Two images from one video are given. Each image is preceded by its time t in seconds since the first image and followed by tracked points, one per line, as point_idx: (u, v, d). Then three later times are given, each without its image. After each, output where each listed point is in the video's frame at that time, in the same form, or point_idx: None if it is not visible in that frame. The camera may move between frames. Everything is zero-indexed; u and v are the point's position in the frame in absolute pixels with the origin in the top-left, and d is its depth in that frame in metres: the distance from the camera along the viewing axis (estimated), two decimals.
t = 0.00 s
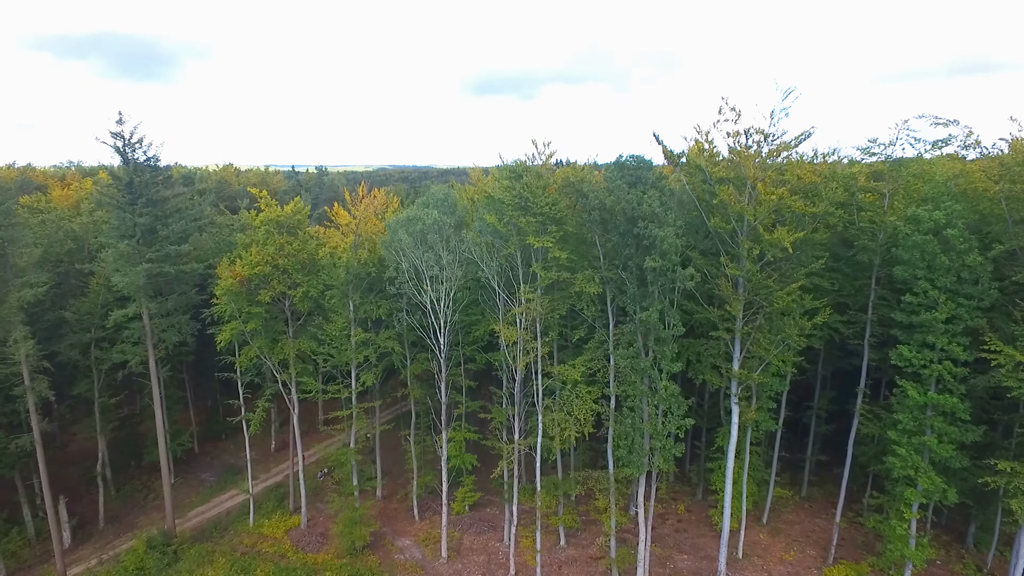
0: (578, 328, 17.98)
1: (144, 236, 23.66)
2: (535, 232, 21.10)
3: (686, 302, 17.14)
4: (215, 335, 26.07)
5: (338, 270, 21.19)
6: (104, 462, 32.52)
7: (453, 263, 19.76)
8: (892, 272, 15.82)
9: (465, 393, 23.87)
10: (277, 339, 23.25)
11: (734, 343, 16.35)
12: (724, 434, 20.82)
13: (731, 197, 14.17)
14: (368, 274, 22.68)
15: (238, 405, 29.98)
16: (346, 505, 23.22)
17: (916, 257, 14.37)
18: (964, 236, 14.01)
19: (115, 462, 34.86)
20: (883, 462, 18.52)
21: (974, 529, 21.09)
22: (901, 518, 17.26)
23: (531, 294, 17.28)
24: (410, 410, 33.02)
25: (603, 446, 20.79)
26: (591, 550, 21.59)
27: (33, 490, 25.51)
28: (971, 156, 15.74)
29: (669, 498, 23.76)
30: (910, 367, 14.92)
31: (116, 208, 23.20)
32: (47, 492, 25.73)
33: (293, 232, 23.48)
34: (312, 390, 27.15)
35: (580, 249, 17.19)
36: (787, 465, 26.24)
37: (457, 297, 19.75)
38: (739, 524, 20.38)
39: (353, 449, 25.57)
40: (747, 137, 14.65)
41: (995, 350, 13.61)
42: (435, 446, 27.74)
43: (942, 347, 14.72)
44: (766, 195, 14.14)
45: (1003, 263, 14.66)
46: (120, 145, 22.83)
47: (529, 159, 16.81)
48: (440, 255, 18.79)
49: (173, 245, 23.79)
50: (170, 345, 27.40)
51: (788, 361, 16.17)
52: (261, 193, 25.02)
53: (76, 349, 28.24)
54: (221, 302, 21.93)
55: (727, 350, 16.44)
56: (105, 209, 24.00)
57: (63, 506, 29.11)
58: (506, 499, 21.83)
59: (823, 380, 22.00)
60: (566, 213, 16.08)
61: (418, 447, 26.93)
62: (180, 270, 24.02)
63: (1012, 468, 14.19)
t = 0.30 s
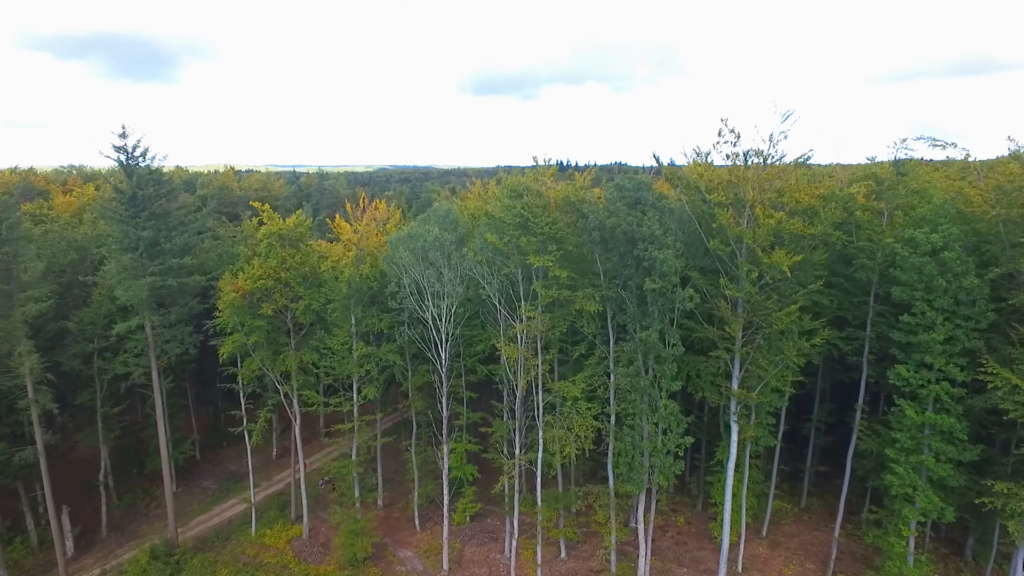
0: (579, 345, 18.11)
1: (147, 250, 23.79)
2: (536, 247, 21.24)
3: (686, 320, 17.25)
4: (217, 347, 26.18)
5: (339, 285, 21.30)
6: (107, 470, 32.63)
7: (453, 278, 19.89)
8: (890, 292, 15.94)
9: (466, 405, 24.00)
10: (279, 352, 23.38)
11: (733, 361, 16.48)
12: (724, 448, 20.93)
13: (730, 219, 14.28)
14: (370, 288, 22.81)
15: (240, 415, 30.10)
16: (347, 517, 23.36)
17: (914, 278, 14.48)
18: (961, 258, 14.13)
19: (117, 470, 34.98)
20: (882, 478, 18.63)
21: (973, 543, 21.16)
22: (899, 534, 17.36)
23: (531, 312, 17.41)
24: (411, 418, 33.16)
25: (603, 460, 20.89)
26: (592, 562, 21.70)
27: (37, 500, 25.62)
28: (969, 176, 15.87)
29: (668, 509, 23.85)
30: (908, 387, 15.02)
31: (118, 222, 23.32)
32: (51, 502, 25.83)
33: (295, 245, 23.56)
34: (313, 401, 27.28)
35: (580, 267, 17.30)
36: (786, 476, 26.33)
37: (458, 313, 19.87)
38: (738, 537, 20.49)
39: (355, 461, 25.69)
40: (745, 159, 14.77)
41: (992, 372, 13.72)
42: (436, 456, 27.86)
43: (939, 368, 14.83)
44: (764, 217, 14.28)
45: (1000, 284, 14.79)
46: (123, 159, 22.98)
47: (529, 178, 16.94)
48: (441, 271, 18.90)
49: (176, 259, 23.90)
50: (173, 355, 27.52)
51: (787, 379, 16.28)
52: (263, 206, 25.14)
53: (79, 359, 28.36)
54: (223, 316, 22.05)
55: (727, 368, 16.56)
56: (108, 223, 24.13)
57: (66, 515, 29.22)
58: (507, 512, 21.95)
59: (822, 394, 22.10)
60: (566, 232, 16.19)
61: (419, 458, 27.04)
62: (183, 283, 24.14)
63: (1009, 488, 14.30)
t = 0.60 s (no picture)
0: (578, 362, 18.24)
1: (150, 262, 23.92)
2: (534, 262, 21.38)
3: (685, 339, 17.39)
4: (218, 358, 26.29)
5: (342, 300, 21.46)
6: (109, 478, 32.69)
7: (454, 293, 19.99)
8: (888, 311, 16.06)
9: (467, 418, 24.14)
10: (281, 365, 23.51)
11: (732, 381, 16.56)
12: (724, 461, 21.04)
13: (727, 242, 14.42)
14: (371, 301, 22.93)
15: (242, 424, 30.19)
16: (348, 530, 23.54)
17: (912, 300, 14.61)
18: (958, 280, 14.27)
19: (119, 478, 35.05)
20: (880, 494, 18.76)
21: (970, 556, 21.18)
22: (897, 550, 17.46)
23: (531, 329, 17.53)
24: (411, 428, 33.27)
25: (602, 474, 21.00)
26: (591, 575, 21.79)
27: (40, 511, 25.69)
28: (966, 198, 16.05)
29: (668, 521, 23.95)
30: (907, 407, 15.17)
31: (121, 236, 23.44)
32: (54, 512, 25.89)
33: (298, 258, 23.72)
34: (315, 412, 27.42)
35: (579, 285, 17.43)
36: (785, 487, 26.44)
37: (458, 329, 19.98)
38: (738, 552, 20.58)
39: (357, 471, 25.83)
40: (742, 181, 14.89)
41: (988, 395, 13.84)
42: (436, 466, 28.02)
43: (937, 388, 14.95)
44: (762, 240, 14.43)
45: (996, 305, 14.94)
46: (127, 172, 23.15)
47: (528, 198, 17.05)
48: (442, 288, 18.98)
49: (178, 271, 24.02)
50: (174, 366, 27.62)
51: (786, 397, 16.37)
52: (265, 219, 25.27)
53: (81, 369, 28.45)
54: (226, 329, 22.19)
55: (726, 386, 16.66)
56: (111, 236, 24.26)
57: (69, 524, 29.28)
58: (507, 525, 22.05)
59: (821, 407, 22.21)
60: (566, 252, 16.32)
61: (419, 469, 27.15)
62: (185, 295, 24.26)
63: (1006, 507, 14.42)
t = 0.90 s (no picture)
0: (578, 378, 18.33)
1: (151, 275, 23.96)
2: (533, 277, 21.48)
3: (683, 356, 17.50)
4: (219, 369, 26.35)
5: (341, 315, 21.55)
6: (109, 487, 32.74)
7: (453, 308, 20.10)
8: (884, 330, 16.17)
9: (467, 430, 24.23)
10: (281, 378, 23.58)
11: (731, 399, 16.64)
12: (722, 475, 21.14)
13: (725, 263, 14.52)
14: (371, 315, 23.01)
15: (242, 434, 30.25)
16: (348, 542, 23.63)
17: (909, 321, 14.71)
18: (954, 302, 14.37)
19: (119, 486, 35.09)
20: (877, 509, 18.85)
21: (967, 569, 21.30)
22: (894, 566, 17.57)
23: (531, 346, 17.62)
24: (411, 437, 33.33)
25: (602, 487, 21.08)
26: None
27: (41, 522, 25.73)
28: (962, 218, 16.17)
29: (667, 532, 24.03)
30: (903, 427, 15.26)
31: (121, 250, 23.48)
32: (54, 524, 25.94)
33: (298, 271, 23.80)
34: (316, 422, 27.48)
35: (579, 303, 17.53)
36: (783, 497, 26.54)
37: (458, 345, 20.07)
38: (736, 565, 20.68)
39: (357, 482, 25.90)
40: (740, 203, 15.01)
41: (984, 416, 13.94)
42: (436, 477, 28.10)
43: (933, 408, 15.05)
44: (760, 261, 14.53)
45: (992, 325, 15.04)
46: (127, 187, 23.20)
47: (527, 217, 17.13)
48: (441, 304, 19.07)
49: (179, 284, 24.07)
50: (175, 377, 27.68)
51: (784, 415, 16.47)
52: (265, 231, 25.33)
53: (81, 379, 28.46)
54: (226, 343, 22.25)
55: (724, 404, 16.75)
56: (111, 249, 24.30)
57: (69, 534, 29.33)
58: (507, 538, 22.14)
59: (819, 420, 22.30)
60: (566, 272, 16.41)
61: (419, 479, 27.20)
62: (186, 308, 24.31)
63: (1001, 527, 14.52)
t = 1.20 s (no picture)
0: (576, 395, 18.40)
1: (150, 289, 23.99)
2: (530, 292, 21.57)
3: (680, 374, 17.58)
4: (218, 382, 26.40)
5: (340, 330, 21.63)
6: (108, 497, 32.77)
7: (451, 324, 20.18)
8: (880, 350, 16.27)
9: (465, 443, 24.31)
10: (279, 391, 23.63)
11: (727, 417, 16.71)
12: (720, 489, 21.20)
13: (722, 286, 14.61)
14: (369, 330, 23.10)
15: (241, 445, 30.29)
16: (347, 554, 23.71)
17: (904, 342, 14.80)
18: (948, 324, 14.47)
19: (118, 495, 35.09)
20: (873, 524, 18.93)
21: None
22: None
23: (529, 364, 17.69)
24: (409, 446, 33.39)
25: (599, 501, 21.15)
26: None
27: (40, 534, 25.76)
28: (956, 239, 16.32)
29: (665, 545, 24.08)
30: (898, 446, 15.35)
31: (121, 263, 23.51)
32: (54, 535, 25.96)
33: (297, 285, 23.89)
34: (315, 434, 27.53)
35: (577, 322, 17.61)
36: (781, 508, 26.61)
37: (457, 361, 20.16)
38: None
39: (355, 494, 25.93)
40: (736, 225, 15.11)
41: (978, 437, 14.03)
42: (434, 487, 28.16)
43: (927, 428, 15.13)
44: (756, 284, 14.62)
45: (986, 346, 15.14)
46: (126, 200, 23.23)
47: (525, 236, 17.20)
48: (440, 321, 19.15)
49: (178, 298, 24.10)
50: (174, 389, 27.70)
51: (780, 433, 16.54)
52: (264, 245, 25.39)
53: (80, 390, 28.48)
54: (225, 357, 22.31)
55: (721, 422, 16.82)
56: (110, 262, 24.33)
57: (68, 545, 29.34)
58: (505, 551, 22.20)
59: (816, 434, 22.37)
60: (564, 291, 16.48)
61: (417, 490, 27.27)
62: (185, 321, 24.35)
63: (995, 547, 14.61)
